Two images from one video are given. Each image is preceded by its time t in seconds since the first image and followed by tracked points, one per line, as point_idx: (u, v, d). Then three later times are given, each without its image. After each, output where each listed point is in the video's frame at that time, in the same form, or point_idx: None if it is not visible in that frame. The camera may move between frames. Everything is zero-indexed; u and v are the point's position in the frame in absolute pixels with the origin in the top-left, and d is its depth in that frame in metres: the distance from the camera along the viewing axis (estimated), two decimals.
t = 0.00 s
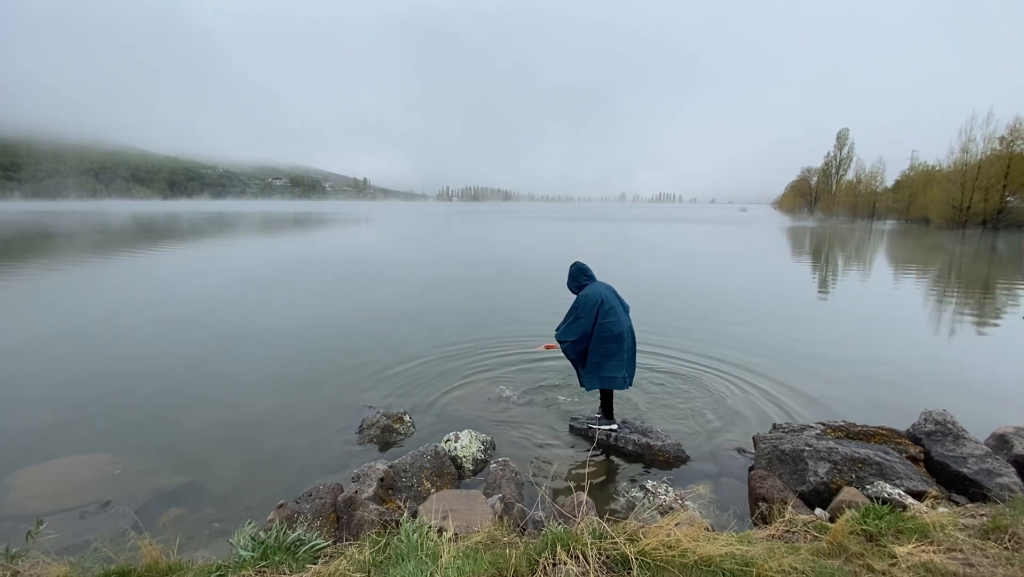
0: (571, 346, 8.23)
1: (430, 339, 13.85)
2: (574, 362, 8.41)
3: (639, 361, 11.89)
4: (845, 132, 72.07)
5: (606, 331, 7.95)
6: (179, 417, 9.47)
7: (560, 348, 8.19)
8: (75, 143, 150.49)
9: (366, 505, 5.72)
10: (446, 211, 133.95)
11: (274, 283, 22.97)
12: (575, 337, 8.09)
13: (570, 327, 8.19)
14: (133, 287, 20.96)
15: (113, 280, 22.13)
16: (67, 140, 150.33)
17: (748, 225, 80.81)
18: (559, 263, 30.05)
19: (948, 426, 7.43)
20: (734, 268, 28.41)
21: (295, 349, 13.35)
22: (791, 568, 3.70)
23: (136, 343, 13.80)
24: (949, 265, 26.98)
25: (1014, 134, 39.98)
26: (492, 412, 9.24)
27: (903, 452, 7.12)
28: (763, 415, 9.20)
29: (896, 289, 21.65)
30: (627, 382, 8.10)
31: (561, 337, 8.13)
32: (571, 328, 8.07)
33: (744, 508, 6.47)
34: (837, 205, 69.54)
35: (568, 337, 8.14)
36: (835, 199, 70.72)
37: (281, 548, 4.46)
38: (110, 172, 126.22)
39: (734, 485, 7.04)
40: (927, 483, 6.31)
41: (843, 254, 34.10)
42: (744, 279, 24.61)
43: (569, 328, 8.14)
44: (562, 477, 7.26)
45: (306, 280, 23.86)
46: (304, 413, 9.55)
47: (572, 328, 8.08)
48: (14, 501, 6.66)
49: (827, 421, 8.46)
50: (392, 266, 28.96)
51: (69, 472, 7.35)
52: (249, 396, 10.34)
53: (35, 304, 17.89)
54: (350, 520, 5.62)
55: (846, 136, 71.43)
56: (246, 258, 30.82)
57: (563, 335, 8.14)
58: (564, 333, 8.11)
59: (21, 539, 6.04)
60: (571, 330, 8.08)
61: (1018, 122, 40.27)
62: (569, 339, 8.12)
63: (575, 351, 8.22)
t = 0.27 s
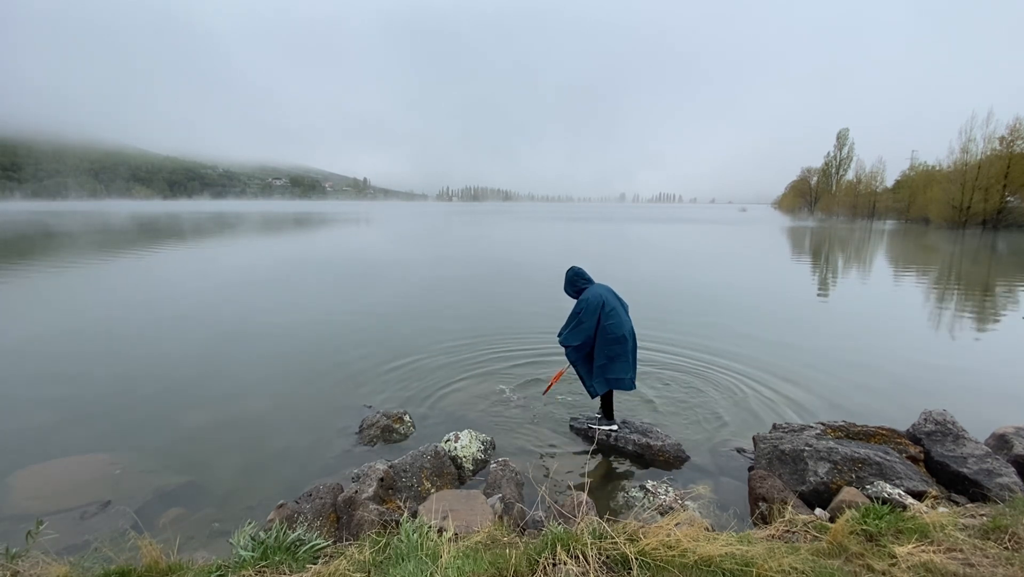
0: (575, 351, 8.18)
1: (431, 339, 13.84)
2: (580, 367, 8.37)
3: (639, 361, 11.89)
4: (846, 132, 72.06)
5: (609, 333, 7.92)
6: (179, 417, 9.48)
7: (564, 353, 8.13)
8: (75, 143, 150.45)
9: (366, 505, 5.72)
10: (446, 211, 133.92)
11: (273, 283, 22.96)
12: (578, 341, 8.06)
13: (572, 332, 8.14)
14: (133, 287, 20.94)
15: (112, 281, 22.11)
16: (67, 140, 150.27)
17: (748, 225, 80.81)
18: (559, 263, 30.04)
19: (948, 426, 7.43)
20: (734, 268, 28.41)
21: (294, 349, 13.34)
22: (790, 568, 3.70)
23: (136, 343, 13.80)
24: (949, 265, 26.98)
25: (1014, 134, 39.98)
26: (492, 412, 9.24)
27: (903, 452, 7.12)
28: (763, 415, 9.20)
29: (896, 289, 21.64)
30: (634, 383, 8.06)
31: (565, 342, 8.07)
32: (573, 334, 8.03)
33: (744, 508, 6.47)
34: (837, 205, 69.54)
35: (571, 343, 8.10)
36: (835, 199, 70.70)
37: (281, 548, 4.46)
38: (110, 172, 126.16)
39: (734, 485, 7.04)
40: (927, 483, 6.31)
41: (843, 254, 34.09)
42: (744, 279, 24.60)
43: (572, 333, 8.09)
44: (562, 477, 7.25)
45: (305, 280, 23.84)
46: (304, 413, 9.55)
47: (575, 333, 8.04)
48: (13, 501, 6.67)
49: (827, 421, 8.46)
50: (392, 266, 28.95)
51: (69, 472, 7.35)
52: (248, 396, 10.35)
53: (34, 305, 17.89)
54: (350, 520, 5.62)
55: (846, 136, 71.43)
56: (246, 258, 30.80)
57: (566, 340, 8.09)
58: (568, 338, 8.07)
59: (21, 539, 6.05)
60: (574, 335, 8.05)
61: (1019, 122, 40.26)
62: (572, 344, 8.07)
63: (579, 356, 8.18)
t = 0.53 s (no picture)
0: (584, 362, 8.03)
1: (431, 339, 13.83)
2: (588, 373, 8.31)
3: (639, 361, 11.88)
4: (845, 132, 72.05)
5: (615, 336, 7.94)
6: (179, 417, 9.48)
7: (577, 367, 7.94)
8: (75, 143, 150.40)
9: (366, 505, 5.72)
10: (447, 211, 133.97)
11: (273, 283, 22.93)
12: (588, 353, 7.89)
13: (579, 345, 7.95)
14: (132, 287, 20.93)
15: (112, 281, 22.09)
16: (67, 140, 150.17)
17: (748, 225, 80.81)
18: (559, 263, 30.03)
19: (949, 426, 7.43)
20: (734, 268, 28.40)
21: (294, 349, 13.34)
22: (790, 568, 3.70)
23: (136, 343, 13.80)
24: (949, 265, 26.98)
25: (1014, 134, 39.97)
26: (492, 413, 9.24)
27: (903, 452, 7.12)
28: (763, 416, 9.19)
29: (896, 288, 21.64)
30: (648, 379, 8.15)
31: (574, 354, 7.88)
32: (581, 345, 7.86)
33: (744, 508, 6.47)
34: (837, 204, 69.54)
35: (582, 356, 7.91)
36: (835, 199, 70.69)
37: (281, 548, 4.46)
38: (110, 172, 126.14)
39: (734, 485, 7.04)
40: (927, 483, 6.30)
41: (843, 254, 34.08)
42: (744, 279, 24.59)
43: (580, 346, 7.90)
44: (562, 477, 7.25)
45: (305, 280, 23.82)
46: (304, 412, 9.57)
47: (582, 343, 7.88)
48: (13, 501, 6.67)
49: (827, 421, 8.46)
50: (392, 266, 28.93)
51: (69, 472, 7.35)
52: (249, 396, 10.35)
53: (34, 305, 17.88)
54: (350, 520, 5.62)
55: (846, 136, 71.41)
56: (246, 258, 30.79)
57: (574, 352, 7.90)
58: (576, 350, 7.88)
59: (21, 539, 6.05)
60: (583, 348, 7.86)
61: (1019, 122, 40.25)
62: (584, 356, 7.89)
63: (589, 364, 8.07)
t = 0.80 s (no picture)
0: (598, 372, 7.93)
1: (431, 339, 13.82)
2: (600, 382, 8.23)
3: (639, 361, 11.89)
4: (845, 132, 72.07)
5: (620, 337, 7.99)
6: (179, 417, 9.48)
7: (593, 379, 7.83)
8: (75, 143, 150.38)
9: (366, 505, 5.72)
10: (447, 211, 134.05)
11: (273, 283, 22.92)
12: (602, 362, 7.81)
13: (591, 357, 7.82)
14: (132, 288, 20.91)
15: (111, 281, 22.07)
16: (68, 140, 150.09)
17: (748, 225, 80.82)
18: (559, 263, 30.02)
19: (948, 426, 7.43)
20: (734, 268, 28.39)
21: (294, 349, 13.34)
22: (790, 568, 3.70)
23: (136, 343, 13.80)
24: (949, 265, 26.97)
25: (1014, 134, 39.98)
26: (492, 413, 9.23)
27: (903, 452, 7.12)
28: (763, 416, 9.19)
29: (896, 289, 21.64)
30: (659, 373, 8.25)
31: (590, 369, 7.70)
32: (595, 358, 7.71)
33: (744, 508, 6.47)
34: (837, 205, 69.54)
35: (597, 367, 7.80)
36: (835, 199, 70.70)
37: (281, 548, 4.46)
38: (110, 172, 126.13)
39: (734, 485, 7.04)
40: (927, 483, 6.31)
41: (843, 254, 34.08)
42: (745, 279, 24.58)
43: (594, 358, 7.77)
44: (562, 477, 7.25)
45: (305, 280, 23.80)
46: (304, 412, 9.57)
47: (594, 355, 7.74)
48: (13, 502, 6.66)
49: (827, 421, 8.46)
50: (392, 266, 28.92)
51: (69, 472, 7.35)
52: (249, 396, 10.36)
53: (34, 305, 17.87)
54: (350, 520, 5.62)
55: (846, 136, 71.41)
56: (245, 258, 30.78)
57: (590, 366, 7.72)
58: (591, 364, 7.70)
59: (21, 539, 6.05)
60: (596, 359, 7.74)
61: (1019, 122, 40.25)
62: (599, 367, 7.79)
63: (601, 374, 7.98)
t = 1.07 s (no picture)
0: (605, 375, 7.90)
1: (431, 339, 13.81)
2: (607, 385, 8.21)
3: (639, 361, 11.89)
4: (845, 132, 72.08)
5: (620, 337, 8.01)
6: (179, 417, 9.47)
7: (601, 384, 7.79)
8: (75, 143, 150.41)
9: (366, 505, 5.72)
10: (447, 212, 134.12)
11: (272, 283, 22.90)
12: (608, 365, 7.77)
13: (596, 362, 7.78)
14: (131, 288, 20.92)
15: (111, 281, 22.09)
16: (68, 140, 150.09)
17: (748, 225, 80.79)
18: (559, 263, 30.04)
19: (949, 426, 7.42)
20: (734, 268, 28.38)
21: (294, 349, 13.35)
22: (790, 568, 3.70)
23: (135, 344, 13.78)
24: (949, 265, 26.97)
25: (1014, 134, 39.98)
26: (491, 413, 9.23)
27: (903, 452, 7.12)
28: (763, 416, 9.19)
29: (896, 288, 21.63)
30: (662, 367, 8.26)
31: (597, 376, 7.68)
32: (600, 362, 7.70)
33: (744, 509, 6.47)
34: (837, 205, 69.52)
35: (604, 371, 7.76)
36: (835, 199, 70.68)
37: (281, 548, 4.46)
38: (110, 172, 126.13)
39: (734, 485, 7.04)
40: (927, 483, 6.31)
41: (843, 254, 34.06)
42: (745, 279, 24.58)
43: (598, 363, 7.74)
44: (562, 477, 7.25)
45: (304, 280, 23.78)
46: (304, 412, 9.56)
47: (599, 361, 7.73)
48: (13, 502, 6.66)
49: (827, 421, 8.46)
50: (392, 266, 28.92)
51: (69, 472, 7.35)
52: (249, 396, 10.35)
53: (33, 305, 17.86)
54: (350, 520, 5.62)
55: (845, 136, 71.40)
56: (245, 258, 30.78)
57: (596, 373, 7.71)
58: (597, 371, 7.68)
59: (21, 539, 6.05)
60: (602, 363, 7.72)
61: (1019, 122, 40.24)
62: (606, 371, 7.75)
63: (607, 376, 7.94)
